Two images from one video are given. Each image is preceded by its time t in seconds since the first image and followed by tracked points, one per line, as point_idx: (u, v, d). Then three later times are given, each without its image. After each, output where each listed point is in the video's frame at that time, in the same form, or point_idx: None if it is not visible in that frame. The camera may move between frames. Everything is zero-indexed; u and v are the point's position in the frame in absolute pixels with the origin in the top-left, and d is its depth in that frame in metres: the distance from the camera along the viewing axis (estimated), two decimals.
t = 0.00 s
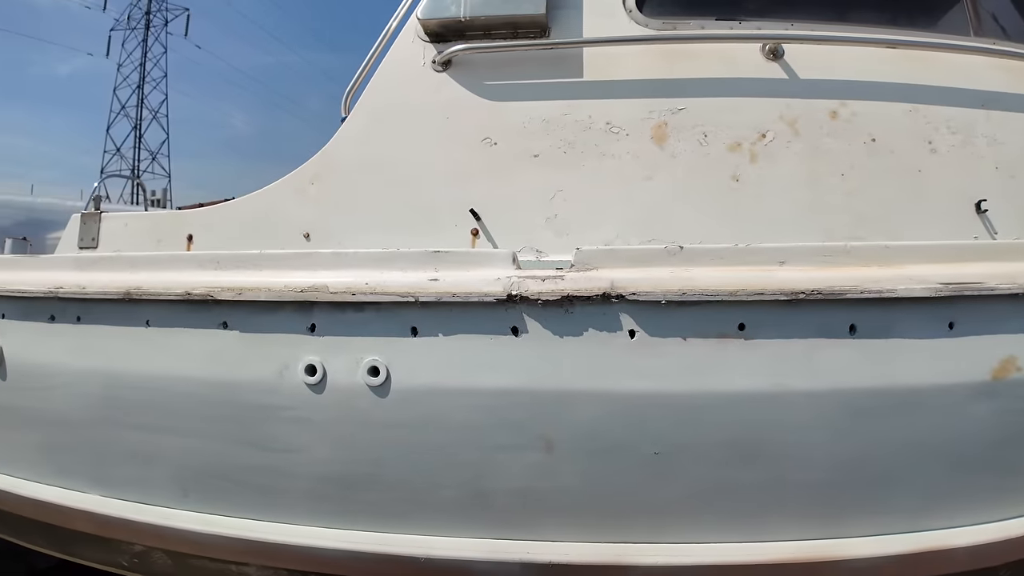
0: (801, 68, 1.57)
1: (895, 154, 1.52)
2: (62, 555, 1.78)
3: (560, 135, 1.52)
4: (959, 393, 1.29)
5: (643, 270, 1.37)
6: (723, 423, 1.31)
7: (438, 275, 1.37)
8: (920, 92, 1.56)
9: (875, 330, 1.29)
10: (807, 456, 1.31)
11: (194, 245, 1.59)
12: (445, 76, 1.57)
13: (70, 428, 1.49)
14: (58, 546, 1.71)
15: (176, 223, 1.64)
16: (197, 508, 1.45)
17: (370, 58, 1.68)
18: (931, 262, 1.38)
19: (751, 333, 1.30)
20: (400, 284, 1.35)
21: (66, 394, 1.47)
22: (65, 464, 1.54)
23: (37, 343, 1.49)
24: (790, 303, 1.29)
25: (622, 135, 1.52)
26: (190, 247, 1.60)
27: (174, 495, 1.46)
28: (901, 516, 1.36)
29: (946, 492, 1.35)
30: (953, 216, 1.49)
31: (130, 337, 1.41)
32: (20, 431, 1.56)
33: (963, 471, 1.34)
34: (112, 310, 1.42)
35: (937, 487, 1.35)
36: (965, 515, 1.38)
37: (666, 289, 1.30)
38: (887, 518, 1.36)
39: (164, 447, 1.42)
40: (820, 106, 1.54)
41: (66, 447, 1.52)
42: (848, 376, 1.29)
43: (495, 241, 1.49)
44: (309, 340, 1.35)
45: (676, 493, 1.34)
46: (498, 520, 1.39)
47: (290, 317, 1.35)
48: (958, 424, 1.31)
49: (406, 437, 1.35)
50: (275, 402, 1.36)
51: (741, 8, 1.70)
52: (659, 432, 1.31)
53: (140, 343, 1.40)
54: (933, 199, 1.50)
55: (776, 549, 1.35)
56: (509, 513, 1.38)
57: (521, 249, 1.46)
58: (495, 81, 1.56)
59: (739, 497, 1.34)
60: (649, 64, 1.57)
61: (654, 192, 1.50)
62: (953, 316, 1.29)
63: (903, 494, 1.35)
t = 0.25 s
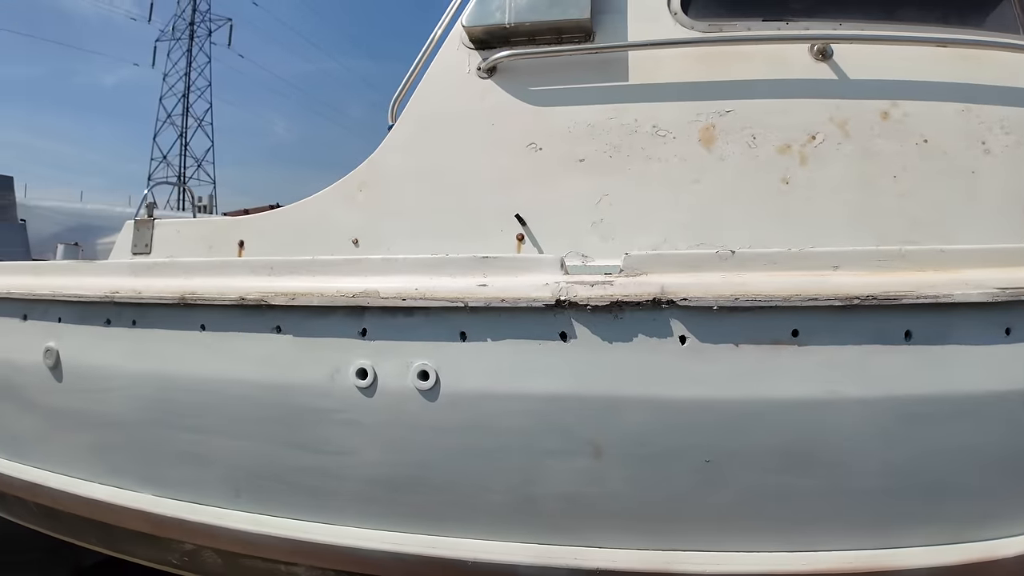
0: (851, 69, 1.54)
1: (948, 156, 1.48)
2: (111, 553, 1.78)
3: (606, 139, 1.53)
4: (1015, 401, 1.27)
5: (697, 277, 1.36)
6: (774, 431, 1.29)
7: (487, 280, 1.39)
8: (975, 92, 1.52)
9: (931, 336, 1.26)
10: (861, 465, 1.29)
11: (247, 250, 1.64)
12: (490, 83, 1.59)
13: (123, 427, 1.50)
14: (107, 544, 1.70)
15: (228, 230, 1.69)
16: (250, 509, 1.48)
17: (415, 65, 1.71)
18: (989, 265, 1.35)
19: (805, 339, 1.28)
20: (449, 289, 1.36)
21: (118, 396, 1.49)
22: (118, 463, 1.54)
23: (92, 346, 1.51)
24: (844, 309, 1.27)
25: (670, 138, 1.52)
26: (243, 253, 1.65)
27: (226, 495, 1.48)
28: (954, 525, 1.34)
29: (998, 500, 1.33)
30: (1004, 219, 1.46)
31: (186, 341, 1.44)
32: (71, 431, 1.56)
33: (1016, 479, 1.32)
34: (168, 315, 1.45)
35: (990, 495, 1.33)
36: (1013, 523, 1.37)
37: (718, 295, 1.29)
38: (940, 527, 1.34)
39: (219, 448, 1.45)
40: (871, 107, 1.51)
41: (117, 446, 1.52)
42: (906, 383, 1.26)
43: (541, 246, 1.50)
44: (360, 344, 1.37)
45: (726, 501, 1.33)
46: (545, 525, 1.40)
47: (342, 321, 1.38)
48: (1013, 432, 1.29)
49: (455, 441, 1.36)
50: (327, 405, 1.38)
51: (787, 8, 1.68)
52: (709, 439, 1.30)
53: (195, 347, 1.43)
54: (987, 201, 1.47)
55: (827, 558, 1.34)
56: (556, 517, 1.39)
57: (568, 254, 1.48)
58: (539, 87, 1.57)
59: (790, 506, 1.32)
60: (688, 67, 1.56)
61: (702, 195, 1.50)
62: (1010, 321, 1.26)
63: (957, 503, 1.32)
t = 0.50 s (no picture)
0: (899, 69, 1.51)
1: (1000, 157, 1.45)
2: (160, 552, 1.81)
3: (650, 143, 1.53)
4: None
5: (749, 284, 1.35)
6: (827, 439, 1.27)
7: (533, 286, 1.39)
8: None
9: (987, 342, 1.23)
10: (915, 474, 1.27)
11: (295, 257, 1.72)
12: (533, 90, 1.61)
13: (175, 430, 1.53)
14: (158, 543, 1.74)
15: (278, 237, 1.78)
16: (298, 510, 1.50)
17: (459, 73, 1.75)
18: None
19: (858, 346, 1.26)
20: (496, 295, 1.38)
21: (170, 399, 1.52)
22: (169, 464, 1.57)
23: (146, 350, 1.55)
24: (898, 315, 1.25)
25: (716, 141, 1.52)
26: (290, 260, 1.73)
27: (275, 497, 1.50)
28: (1007, 535, 1.32)
29: None
30: None
31: (237, 345, 1.47)
32: (123, 432, 1.60)
33: None
34: (221, 320, 1.49)
35: None
36: None
37: (770, 301, 1.27)
38: (994, 536, 1.31)
39: (268, 451, 1.47)
40: (921, 108, 1.49)
41: (169, 449, 1.56)
42: (962, 391, 1.23)
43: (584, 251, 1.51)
44: (409, 349, 1.39)
45: (777, 510, 1.31)
46: (591, 531, 1.39)
47: (391, 327, 1.40)
48: None
49: (502, 446, 1.37)
50: (375, 409, 1.40)
51: (832, 8, 1.65)
52: (760, 447, 1.29)
53: (246, 351, 1.46)
54: None
55: (880, 568, 1.31)
56: (603, 523, 1.38)
57: (613, 259, 1.49)
58: (582, 92, 1.58)
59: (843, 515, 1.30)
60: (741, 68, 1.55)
61: (749, 199, 1.50)
62: None
63: (1014, 513, 1.29)
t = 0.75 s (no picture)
0: (946, 69, 1.48)
1: None
2: (204, 551, 1.85)
3: (694, 147, 1.54)
4: None
5: (799, 291, 1.32)
6: (877, 448, 1.25)
7: (577, 292, 1.39)
8: None
9: None
10: (967, 483, 1.24)
11: (339, 263, 1.82)
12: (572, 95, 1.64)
13: (224, 432, 1.57)
14: (202, 542, 1.77)
15: (322, 244, 1.88)
16: (342, 513, 1.52)
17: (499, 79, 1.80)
18: None
19: (909, 353, 1.23)
20: (540, 301, 1.38)
21: (219, 402, 1.56)
22: (214, 467, 1.61)
23: (196, 354, 1.59)
24: (950, 322, 1.22)
25: (760, 144, 1.52)
26: (336, 266, 1.84)
27: (320, 499, 1.53)
28: None
29: None
30: None
31: (284, 350, 1.50)
32: (172, 435, 1.64)
33: None
34: (268, 325, 1.52)
35: None
36: None
37: (818, 307, 1.25)
38: None
39: (312, 453, 1.49)
40: (968, 109, 1.45)
41: (217, 451, 1.59)
42: (1017, 399, 1.21)
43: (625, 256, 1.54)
44: (453, 354, 1.40)
45: (825, 519, 1.29)
46: (635, 538, 1.38)
47: (435, 332, 1.42)
48: None
49: (545, 452, 1.36)
50: (419, 414, 1.41)
51: (874, 8, 1.63)
52: (808, 456, 1.27)
53: (292, 356, 1.49)
54: None
55: None
56: (646, 530, 1.37)
57: (657, 264, 1.51)
58: (624, 97, 1.60)
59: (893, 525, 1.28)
60: (786, 70, 1.54)
61: (794, 203, 1.49)
62: None
63: None
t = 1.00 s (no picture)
0: (991, 69, 1.44)
1: None
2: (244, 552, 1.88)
3: (735, 150, 1.55)
4: None
5: (846, 296, 1.30)
6: (927, 456, 1.22)
7: (619, 298, 1.40)
8: None
9: None
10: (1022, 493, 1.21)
11: (379, 269, 1.90)
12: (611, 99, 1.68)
13: (268, 434, 1.60)
14: (243, 543, 1.80)
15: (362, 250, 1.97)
16: (382, 516, 1.53)
17: (535, 86, 1.84)
18: None
19: (957, 359, 1.21)
20: (581, 307, 1.38)
21: (264, 404, 1.59)
22: (256, 469, 1.64)
23: (242, 357, 1.63)
24: (1000, 327, 1.19)
25: (802, 147, 1.51)
26: (376, 272, 1.92)
27: (361, 502, 1.54)
28: None
29: None
30: None
31: (327, 354, 1.53)
32: (216, 437, 1.68)
33: None
34: (312, 330, 1.55)
35: None
36: None
37: (866, 313, 1.23)
38: None
39: (353, 456, 1.51)
40: (1016, 108, 1.41)
41: (260, 453, 1.62)
42: None
43: (666, 260, 1.57)
44: (494, 360, 1.41)
45: (873, 528, 1.27)
46: (677, 546, 1.37)
47: (476, 338, 1.43)
48: None
49: (586, 458, 1.36)
50: (460, 418, 1.42)
51: (917, 7, 1.60)
52: (856, 463, 1.25)
53: (336, 360, 1.52)
54: None
55: None
56: (689, 538, 1.35)
57: (698, 269, 1.54)
58: (663, 100, 1.63)
59: (944, 535, 1.24)
60: (825, 72, 1.52)
61: (838, 206, 1.47)
62: None
63: None
